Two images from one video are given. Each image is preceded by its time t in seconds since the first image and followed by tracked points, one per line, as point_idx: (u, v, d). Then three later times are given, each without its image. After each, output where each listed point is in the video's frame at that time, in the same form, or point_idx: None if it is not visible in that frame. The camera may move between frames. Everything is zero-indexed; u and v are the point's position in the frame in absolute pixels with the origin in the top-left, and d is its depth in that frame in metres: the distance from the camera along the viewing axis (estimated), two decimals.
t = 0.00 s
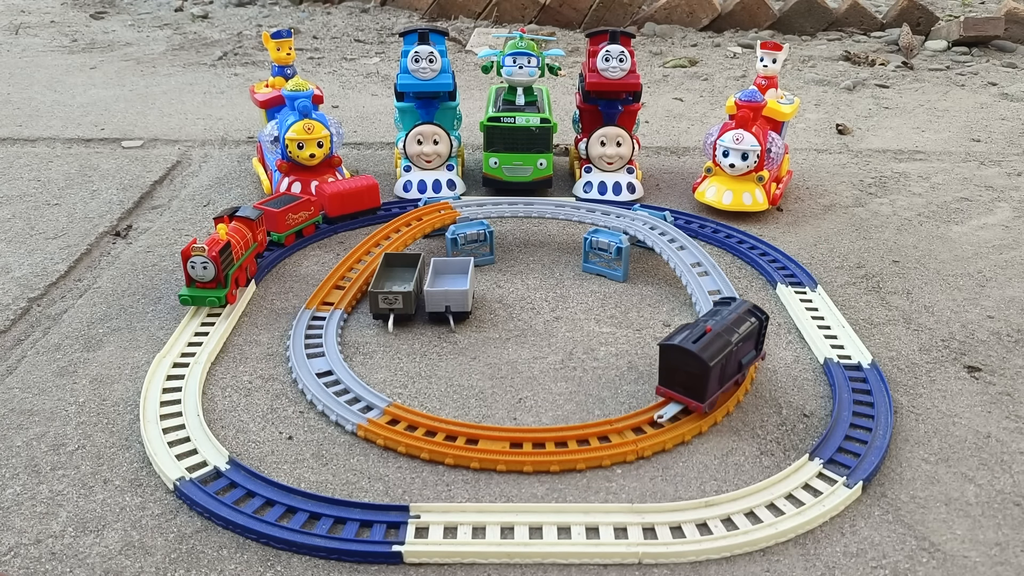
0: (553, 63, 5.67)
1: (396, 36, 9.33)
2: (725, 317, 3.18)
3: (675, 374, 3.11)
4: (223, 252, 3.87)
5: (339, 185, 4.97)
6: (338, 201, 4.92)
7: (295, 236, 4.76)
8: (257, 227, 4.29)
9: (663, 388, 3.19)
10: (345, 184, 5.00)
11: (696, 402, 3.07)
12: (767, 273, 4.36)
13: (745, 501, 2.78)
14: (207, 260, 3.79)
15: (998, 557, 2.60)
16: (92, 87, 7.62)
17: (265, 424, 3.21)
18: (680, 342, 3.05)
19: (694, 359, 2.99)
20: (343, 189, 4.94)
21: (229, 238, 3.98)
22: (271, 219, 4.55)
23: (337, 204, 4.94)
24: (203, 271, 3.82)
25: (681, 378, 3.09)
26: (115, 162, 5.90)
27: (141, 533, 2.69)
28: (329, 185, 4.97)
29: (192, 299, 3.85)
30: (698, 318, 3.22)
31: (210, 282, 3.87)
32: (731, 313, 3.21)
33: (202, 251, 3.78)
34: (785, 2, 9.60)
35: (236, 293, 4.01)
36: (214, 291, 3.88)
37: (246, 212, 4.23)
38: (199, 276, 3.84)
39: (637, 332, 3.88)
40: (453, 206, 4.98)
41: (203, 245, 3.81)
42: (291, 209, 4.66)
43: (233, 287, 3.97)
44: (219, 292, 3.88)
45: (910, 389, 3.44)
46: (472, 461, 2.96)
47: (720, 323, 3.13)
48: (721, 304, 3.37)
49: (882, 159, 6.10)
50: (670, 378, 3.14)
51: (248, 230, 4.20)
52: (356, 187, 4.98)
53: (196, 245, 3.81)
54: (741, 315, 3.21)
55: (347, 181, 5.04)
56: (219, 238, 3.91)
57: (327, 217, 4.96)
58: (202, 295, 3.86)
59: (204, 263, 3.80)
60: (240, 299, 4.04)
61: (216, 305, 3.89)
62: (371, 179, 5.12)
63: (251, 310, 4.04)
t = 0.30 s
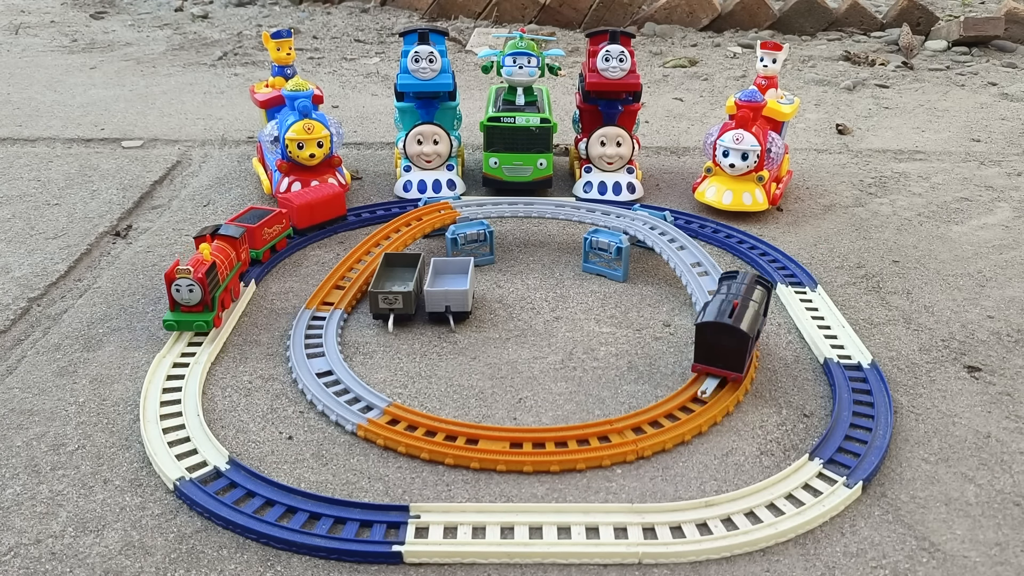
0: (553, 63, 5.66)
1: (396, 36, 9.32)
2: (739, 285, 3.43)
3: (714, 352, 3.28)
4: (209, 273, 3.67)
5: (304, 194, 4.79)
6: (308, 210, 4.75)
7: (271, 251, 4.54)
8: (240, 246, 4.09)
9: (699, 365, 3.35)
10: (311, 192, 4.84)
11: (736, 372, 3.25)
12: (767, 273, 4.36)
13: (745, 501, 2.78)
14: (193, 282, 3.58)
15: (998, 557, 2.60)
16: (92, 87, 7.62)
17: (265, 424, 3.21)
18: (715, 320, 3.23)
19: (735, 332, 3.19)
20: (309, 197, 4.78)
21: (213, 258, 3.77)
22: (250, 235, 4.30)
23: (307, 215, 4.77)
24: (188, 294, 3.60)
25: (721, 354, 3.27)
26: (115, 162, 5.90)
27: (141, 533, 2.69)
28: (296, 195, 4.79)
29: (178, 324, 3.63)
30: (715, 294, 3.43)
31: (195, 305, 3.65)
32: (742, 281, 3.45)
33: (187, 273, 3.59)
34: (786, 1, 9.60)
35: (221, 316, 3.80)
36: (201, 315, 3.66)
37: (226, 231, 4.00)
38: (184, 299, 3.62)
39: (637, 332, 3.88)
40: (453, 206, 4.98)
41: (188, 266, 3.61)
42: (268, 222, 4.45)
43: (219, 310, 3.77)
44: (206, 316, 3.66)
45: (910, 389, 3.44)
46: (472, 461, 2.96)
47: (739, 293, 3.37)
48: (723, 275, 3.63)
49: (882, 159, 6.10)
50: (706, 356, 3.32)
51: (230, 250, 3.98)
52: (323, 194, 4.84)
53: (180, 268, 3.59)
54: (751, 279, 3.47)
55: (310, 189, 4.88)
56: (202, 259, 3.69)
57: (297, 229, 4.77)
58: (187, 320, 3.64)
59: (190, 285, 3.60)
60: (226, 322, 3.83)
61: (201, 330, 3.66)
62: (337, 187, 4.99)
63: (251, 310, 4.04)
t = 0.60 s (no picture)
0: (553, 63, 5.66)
1: (396, 36, 9.33)
2: (735, 265, 3.71)
3: (733, 328, 3.47)
4: (190, 300, 3.39)
5: (270, 211, 4.52)
6: (277, 227, 4.50)
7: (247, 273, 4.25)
8: (223, 269, 3.82)
9: (716, 342, 3.51)
10: (275, 208, 4.58)
11: (753, 345, 3.44)
12: (767, 274, 4.36)
13: (745, 501, 2.78)
14: (172, 310, 3.30)
15: (998, 557, 2.60)
16: (92, 87, 7.62)
17: (265, 424, 3.21)
18: (733, 296, 3.44)
19: (755, 307, 3.41)
20: (274, 213, 4.52)
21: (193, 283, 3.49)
22: (232, 258, 4.01)
23: (277, 231, 4.51)
24: (167, 323, 3.32)
25: (739, 330, 3.46)
26: (115, 162, 5.91)
27: (141, 533, 2.69)
28: (264, 211, 4.51)
29: (155, 355, 3.35)
30: (718, 275, 3.66)
31: (174, 336, 3.37)
32: (736, 261, 3.75)
33: (167, 300, 3.29)
34: (785, 2, 9.60)
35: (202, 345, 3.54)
36: (180, 345, 3.39)
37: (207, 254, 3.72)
38: (162, 329, 3.34)
39: (637, 332, 3.88)
40: (453, 206, 4.98)
41: (167, 293, 3.32)
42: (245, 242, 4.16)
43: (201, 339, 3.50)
44: (186, 347, 3.39)
45: (910, 389, 3.44)
46: (472, 461, 2.96)
47: (740, 271, 3.64)
48: (716, 258, 3.89)
49: (882, 159, 6.10)
50: (723, 333, 3.49)
51: (212, 275, 3.70)
52: (287, 209, 4.60)
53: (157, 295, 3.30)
54: (742, 259, 3.78)
55: (274, 205, 4.60)
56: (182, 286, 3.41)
57: (266, 247, 4.50)
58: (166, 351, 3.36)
59: (169, 314, 3.31)
60: (207, 352, 3.56)
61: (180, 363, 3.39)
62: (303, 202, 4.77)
63: (251, 310, 4.04)
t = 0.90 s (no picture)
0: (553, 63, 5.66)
1: (396, 36, 9.33)
2: (726, 243, 3.79)
3: (738, 310, 3.56)
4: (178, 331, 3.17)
5: (245, 228, 4.24)
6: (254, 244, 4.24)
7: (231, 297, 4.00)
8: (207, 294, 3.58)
9: (720, 321, 3.60)
10: (250, 225, 4.32)
11: (756, 322, 3.56)
12: (767, 274, 4.36)
13: (745, 501, 2.78)
14: (162, 344, 3.07)
15: (998, 557, 2.60)
16: (92, 87, 7.62)
17: (265, 424, 3.21)
18: (738, 280, 3.52)
19: (760, 289, 3.50)
20: (248, 229, 4.25)
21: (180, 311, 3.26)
22: (217, 281, 3.78)
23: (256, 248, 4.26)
24: (155, 358, 3.08)
25: (742, 310, 3.57)
26: (115, 162, 5.90)
27: (141, 533, 2.69)
28: (238, 229, 4.24)
29: (144, 393, 3.12)
30: (713, 256, 3.72)
31: (163, 371, 3.14)
32: (725, 238, 3.83)
33: (156, 334, 3.06)
34: (785, 2, 9.61)
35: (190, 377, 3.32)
36: (170, 381, 3.17)
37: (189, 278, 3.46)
38: (150, 364, 3.10)
39: (637, 332, 3.88)
40: (453, 206, 4.98)
41: (155, 326, 3.08)
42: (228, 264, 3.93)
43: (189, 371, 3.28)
44: (177, 382, 3.17)
45: (910, 389, 3.44)
46: (472, 461, 2.96)
47: (734, 250, 3.72)
48: (703, 235, 3.95)
49: (882, 159, 6.10)
50: (727, 313, 3.58)
51: (195, 301, 3.47)
52: (261, 224, 4.35)
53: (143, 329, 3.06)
54: (730, 235, 3.87)
55: (246, 222, 4.32)
56: (169, 316, 3.17)
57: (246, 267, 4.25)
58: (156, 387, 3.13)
59: (158, 348, 3.08)
60: (195, 384, 3.35)
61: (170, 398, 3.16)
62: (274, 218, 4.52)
63: (251, 311, 4.04)
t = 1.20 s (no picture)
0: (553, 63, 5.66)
1: (396, 36, 9.33)
2: (710, 216, 3.99)
3: (731, 279, 3.79)
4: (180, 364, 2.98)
5: (227, 248, 4.02)
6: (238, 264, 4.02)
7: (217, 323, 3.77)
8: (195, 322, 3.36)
9: (713, 292, 3.83)
10: (230, 245, 4.08)
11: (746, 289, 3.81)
12: (767, 274, 4.36)
13: (745, 501, 2.78)
14: (166, 379, 2.88)
15: (998, 557, 2.60)
16: (92, 87, 7.62)
17: (265, 424, 3.21)
18: (733, 253, 3.72)
19: (752, 260, 3.73)
20: (229, 249, 4.02)
21: (175, 342, 3.07)
22: (202, 307, 3.55)
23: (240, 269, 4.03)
24: (160, 395, 2.89)
25: (735, 279, 3.80)
26: (115, 162, 5.90)
27: (141, 533, 2.69)
28: (217, 250, 4.00)
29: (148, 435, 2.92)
30: (702, 230, 3.90)
31: (168, 407, 2.95)
32: (709, 212, 4.02)
33: (157, 370, 2.87)
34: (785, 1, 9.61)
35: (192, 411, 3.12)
36: (176, 418, 2.97)
37: (173, 305, 3.24)
38: (153, 402, 2.91)
39: (637, 332, 3.88)
40: (453, 206, 4.98)
41: (156, 361, 2.89)
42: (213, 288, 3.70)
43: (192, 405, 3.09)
44: (184, 418, 2.98)
45: (910, 389, 3.44)
46: (472, 461, 2.96)
47: (719, 223, 3.91)
48: (685, 209, 4.12)
49: (882, 159, 6.10)
50: (721, 285, 3.80)
51: (186, 329, 3.26)
52: (241, 243, 4.13)
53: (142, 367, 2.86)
54: (711, 208, 4.07)
55: (226, 242, 4.10)
56: (164, 348, 2.97)
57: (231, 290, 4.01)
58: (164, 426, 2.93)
59: (162, 384, 2.89)
60: (200, 416, 3.16)
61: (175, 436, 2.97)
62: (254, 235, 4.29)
63: (251, 311, 4.04)
